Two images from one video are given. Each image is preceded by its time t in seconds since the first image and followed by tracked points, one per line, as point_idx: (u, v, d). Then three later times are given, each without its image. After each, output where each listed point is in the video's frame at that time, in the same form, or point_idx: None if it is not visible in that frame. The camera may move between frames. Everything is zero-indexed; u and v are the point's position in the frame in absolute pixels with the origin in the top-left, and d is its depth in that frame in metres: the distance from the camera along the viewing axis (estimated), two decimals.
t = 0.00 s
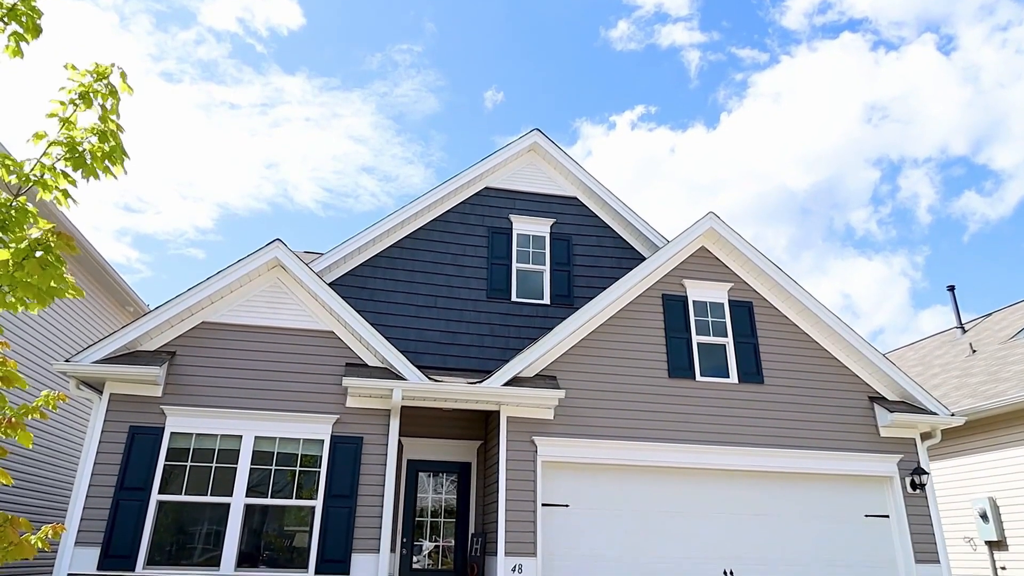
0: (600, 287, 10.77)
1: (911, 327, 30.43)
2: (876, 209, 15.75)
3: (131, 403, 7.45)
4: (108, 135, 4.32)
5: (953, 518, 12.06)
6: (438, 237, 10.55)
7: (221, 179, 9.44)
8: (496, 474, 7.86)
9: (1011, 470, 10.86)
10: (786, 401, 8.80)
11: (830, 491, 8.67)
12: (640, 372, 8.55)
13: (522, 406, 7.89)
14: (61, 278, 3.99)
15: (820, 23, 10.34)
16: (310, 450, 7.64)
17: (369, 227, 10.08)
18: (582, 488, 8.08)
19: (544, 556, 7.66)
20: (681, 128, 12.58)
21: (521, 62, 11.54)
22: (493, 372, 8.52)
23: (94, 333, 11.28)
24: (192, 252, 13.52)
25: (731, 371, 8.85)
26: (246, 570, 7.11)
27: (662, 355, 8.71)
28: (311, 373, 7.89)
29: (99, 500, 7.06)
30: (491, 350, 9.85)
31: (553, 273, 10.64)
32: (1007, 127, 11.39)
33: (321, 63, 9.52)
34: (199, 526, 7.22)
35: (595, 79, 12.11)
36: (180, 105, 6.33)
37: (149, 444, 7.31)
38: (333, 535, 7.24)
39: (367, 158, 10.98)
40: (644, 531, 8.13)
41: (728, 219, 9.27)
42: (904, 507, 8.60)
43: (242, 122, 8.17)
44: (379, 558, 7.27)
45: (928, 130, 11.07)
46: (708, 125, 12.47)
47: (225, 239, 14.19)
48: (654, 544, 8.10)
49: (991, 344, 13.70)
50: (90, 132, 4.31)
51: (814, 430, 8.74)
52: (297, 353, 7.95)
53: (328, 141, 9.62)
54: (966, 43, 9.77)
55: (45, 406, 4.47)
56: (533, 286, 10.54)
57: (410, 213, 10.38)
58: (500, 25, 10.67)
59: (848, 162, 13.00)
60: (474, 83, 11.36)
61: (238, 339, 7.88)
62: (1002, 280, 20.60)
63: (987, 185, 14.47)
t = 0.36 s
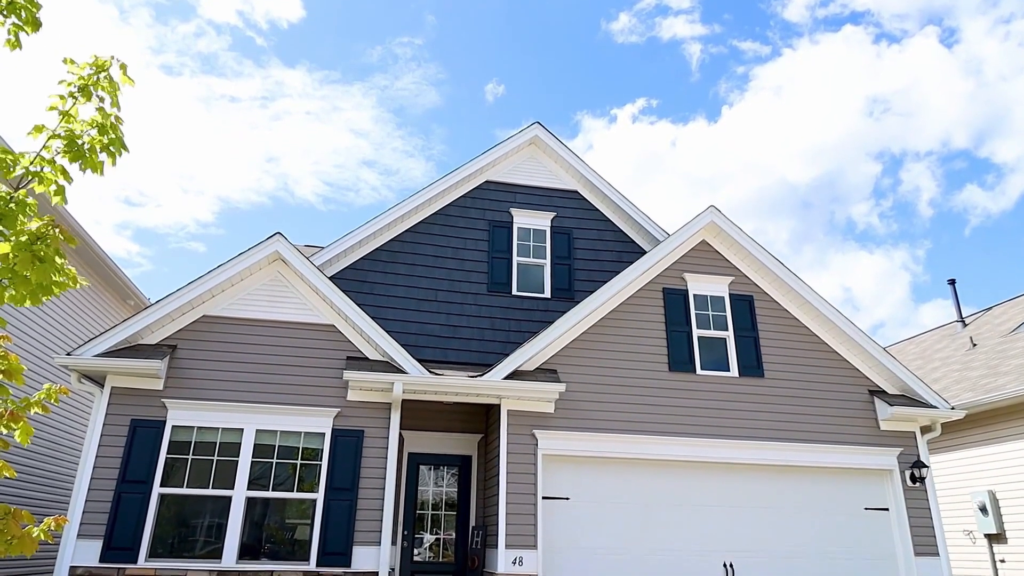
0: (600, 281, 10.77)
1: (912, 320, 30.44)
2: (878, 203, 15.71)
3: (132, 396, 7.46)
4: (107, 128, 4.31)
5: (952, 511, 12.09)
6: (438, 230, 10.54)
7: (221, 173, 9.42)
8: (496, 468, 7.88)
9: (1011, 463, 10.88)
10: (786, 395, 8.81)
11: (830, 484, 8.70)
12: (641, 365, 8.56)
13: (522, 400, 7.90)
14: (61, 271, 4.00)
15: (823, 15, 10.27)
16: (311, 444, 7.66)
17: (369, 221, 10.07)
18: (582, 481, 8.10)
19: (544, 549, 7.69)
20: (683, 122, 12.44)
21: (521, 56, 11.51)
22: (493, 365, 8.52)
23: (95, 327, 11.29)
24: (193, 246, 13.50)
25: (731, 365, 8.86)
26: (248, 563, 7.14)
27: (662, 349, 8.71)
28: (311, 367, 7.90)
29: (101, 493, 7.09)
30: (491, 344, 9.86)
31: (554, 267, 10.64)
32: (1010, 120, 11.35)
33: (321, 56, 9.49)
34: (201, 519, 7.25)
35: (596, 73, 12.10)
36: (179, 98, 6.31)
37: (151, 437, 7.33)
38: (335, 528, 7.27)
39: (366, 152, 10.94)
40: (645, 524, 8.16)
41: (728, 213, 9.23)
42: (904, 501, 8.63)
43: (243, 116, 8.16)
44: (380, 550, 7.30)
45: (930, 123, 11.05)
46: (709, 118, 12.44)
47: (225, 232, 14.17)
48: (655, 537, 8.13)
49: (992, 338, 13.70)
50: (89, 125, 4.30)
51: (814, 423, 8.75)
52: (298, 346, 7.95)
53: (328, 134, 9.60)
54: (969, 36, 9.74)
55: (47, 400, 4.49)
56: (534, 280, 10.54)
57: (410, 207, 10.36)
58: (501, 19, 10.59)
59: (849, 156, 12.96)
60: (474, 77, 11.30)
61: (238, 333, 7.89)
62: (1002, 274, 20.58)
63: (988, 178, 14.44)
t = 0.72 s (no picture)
0: (601, 275, 10.76)
1: (912, 314, 30.42)
2: (879, 197, 15.68)
3: (134, 390, 7.47)
4: (109, 123, 4.31)
5: (952, 505, 12.12)
6: (439, 224, 10.53)
7: (222, 167, 9.41)
8: (497, 461, 7.90)
9: (1011, 457, 10.90)
10: (787, 389, 8.82)
11: (831, 478, 8.71)
12: (641, 359, 8.56)
13: (524, 394, 7.92)
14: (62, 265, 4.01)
15: (826, 8, 10.32)
16: (313, 437, 7.68)
17: (370, 215, 10.06)
18: (583, 475, 8.12)
19: (544, 542, 7.72)
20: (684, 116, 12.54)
21: (522, 49, 11.45)
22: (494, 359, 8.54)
23: (96, 321, 11.30)
24: (194, 240, 13.49)
25: (732, 359, 8.86)
26: (250, 556, 7.17)
27: (663, 343, 8.72)
28: (312, 360, 7.91)
29: (104, 486, 7.11)
30: (492, 338, 9.87)
31: (555, 261, 10.64)
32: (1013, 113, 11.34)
33: (321, 50, 9.46)
34: (203, 512, 7.28)
35: (597, 65, 12.05)
36: (180, 92, 6.31)
37: (153, 430, 7.35)
38: (336, 521, 7.30)
39: (367, 145, 10.91)
40: (646, 517, 8.18)
41: (729, 207, 9.23)
42: (904, 494, 8.65)
43: (244, 110, 8.17)
44: (381, 543, 7.33)
45: (932, 116, 11.01)
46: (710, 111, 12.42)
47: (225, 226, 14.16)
48: (655, 530, 8.15)
49: (992, 332, 13.70)
50: (90, 120, 4.30)
51: (815, 417, 8.76)
52: (300, 340, 7.97)
53: (329, 128, 9.59)
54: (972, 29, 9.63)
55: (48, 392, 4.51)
56: (534, 274, 10.54)
57: (411, 201, 10.36)
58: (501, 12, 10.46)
59: (851, 149, 12.92)
60: (474, 70, 11.26)
61: (240, 327, 7.90)
62: (1003, 268, 20.55)
63: (990, 172, 14.40)
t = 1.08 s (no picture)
0: (601, 270, 10.76)
1: (914, 308, 30.39)
2: (880, 192, 15.65)
3: (136, 384, 7.49)
4: (109, 117, 4.31)
5: (952, 499, 12.14)
6: (440, 219, 10.53)
7: (222, 162, 9.40)
8: (498, 455, 7.92)
9: (1011, 451, 10.91)
10: (787, 383, 8.82)
11: (831, 472, 8.73)
12: (642, 354, 8.57)
13: (524, 388, 7.93)
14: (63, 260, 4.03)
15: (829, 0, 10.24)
16: (314, 431, 7.70)
17: (371, 210, 10.06)
18: (583, 469, 8.13)
19: (544, 536, 7.75)
20: (686, 109, 12.47)
21: (522, 43, 11.39)
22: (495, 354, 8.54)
23: (97, 315, 11.32)
24: (195, 234, 13.50)
25: (733, 353, 8.87)
26: (252, 550, 7.20)
27: (664, 337, 8.72)
28: (314, 355, 7.93)
29: (106, 480, 7.13)
30: (492, 332, 9.88)
31: (555, 256, 10.64)
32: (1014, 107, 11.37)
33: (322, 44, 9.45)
34: (205, 506, 7.30)
35: (598, 60, 12.00)
36: (180, 86, 6.29)
37: (154, 424, 7.36)
38: (337, 515, 7.33)
39: (368, 140, 10.88)
40: (647, 511, 8.20)
41: (730, 201, 9.22)
42: (903, 488, 8.66)
43: (242, 105, 8.18)
44: (382, 537, 7.35)
45: (934, 110, 10.99)
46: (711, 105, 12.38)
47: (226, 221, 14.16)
48: (656, 524, 8.17)
49: (994, 327, 13.69)
50: (91, 114, 4.30)
51: (815, 411, 8.77)
52: (301, 334, 7.97)
53: (330, 123, 9.58)
54: (975, 23, 9.67)
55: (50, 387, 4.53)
56: (535, 269, 10.55)
57: (412, 195, 10.34)
58: (502, 7, 10.39)
59: (853, 143, 12.89)
60: (474, 64, 11.24)
61: (241, 321, 7.91)
62: (1004, 263, 20.52)
63: (992, 166, 14.37)
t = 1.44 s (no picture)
0: (602, 264, 10.76)
1: (914, 303, 30.37)
2: (882, 186, 15.55)
3: (137, 378, 7.50)
4: (109, 111, 4.32)
5: (952, 493, 12.16)
6: (441, 213, 10.52)
7: (223, 156, 9.37)
8: (499, 449, 7.94)
9: (1011, 445, 10.92)
10: (788, 378, 8.83)
11: (831, 466, 8.74)
12: (643, 348, 8.57)
13: (525, 382, 7.94)
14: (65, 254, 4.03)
15: None
16: (315, 425, 7.72)
17: (372, 204, 10.06)
18: (583, 463, 8.15)
19: (545, 529, 7.77)
20: (687, 103, 12.50)
21: (523, 37, 11.30)
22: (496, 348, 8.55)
23: (99, 309, 11.34)
24: (196, 229, 13.50)
25: (733, 347, 8.87)
26: (253, 543, 7.23)
27: (665, 332, 8.72)
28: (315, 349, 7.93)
29: (108, 474, 7.15)
30: (493, 327, 9.88)
31: (557, 250, 10.63)
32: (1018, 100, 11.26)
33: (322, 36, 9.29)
34: (206, 499, 7.32)
35: (600, 54, 11.95)
36: (180, 80, 6.28)
37: (156, 418, 7.38)
38: (339, 508, 7.35)
39: (369, 134, 10.86)
40: (647, 505, 8.22)
41: (731, 195, 9.21)
42: (903, 482, 8.68)
43: (242, 98, 8.14)
44: (384, 530, 7.38)
45: (935, 104, 10.99)
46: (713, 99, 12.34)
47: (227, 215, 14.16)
48: (657, 517, 8.19)
49: (994, 321, 13.69)
50: (90, 107, 4.30)
51: (815, 406, 8.78)
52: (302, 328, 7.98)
53: (331, 117, 9.58)
54: (977, 16, 9.53)
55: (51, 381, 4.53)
56: (537, 263, 10.54)
57: (413, 188, 10.35)
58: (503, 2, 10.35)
59: (854, 137, 12.86)
60: (476, 57, 11.21)
61: (242, 316, 7.91)
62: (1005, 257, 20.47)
63: (994, 160, 14.34)
